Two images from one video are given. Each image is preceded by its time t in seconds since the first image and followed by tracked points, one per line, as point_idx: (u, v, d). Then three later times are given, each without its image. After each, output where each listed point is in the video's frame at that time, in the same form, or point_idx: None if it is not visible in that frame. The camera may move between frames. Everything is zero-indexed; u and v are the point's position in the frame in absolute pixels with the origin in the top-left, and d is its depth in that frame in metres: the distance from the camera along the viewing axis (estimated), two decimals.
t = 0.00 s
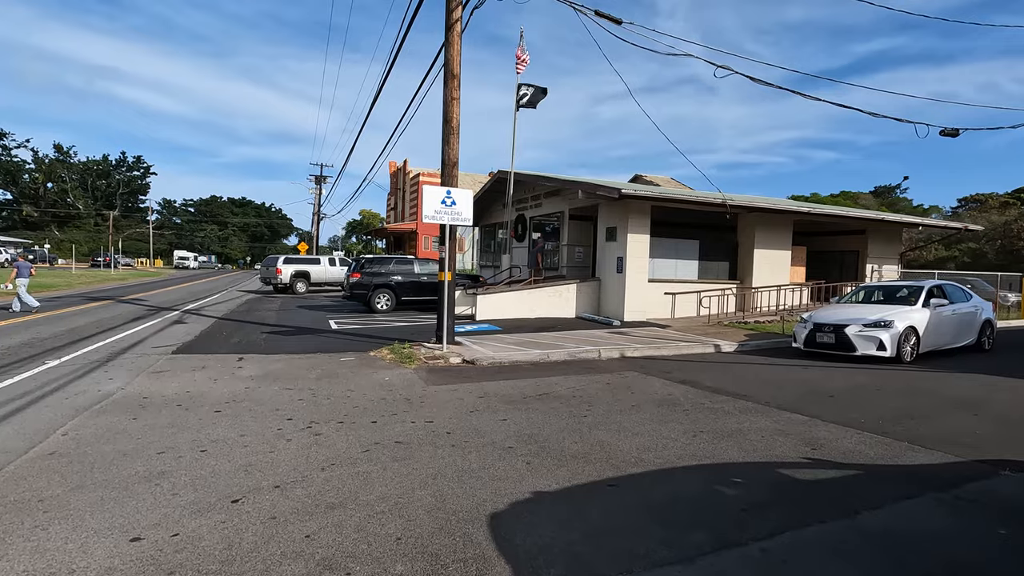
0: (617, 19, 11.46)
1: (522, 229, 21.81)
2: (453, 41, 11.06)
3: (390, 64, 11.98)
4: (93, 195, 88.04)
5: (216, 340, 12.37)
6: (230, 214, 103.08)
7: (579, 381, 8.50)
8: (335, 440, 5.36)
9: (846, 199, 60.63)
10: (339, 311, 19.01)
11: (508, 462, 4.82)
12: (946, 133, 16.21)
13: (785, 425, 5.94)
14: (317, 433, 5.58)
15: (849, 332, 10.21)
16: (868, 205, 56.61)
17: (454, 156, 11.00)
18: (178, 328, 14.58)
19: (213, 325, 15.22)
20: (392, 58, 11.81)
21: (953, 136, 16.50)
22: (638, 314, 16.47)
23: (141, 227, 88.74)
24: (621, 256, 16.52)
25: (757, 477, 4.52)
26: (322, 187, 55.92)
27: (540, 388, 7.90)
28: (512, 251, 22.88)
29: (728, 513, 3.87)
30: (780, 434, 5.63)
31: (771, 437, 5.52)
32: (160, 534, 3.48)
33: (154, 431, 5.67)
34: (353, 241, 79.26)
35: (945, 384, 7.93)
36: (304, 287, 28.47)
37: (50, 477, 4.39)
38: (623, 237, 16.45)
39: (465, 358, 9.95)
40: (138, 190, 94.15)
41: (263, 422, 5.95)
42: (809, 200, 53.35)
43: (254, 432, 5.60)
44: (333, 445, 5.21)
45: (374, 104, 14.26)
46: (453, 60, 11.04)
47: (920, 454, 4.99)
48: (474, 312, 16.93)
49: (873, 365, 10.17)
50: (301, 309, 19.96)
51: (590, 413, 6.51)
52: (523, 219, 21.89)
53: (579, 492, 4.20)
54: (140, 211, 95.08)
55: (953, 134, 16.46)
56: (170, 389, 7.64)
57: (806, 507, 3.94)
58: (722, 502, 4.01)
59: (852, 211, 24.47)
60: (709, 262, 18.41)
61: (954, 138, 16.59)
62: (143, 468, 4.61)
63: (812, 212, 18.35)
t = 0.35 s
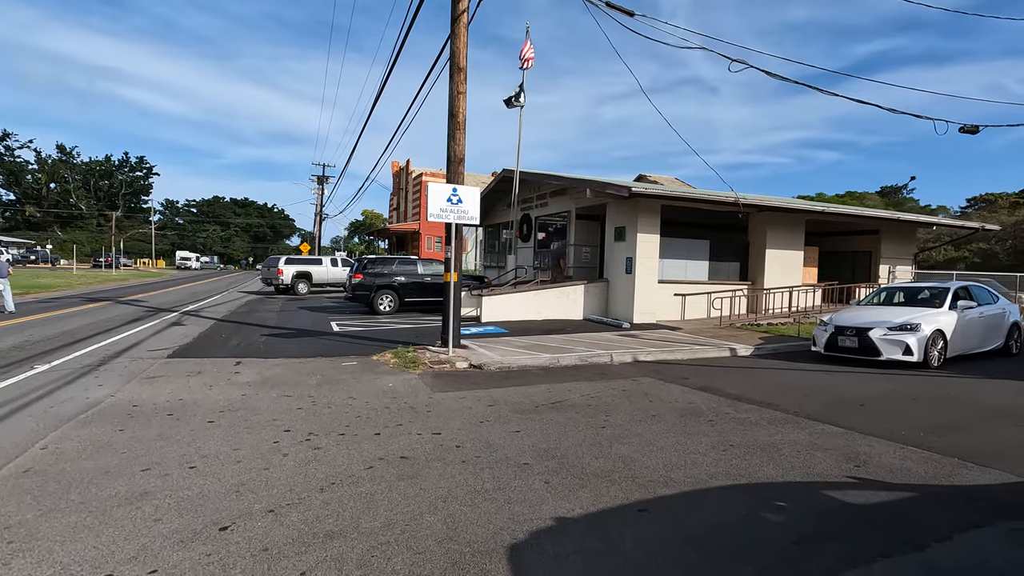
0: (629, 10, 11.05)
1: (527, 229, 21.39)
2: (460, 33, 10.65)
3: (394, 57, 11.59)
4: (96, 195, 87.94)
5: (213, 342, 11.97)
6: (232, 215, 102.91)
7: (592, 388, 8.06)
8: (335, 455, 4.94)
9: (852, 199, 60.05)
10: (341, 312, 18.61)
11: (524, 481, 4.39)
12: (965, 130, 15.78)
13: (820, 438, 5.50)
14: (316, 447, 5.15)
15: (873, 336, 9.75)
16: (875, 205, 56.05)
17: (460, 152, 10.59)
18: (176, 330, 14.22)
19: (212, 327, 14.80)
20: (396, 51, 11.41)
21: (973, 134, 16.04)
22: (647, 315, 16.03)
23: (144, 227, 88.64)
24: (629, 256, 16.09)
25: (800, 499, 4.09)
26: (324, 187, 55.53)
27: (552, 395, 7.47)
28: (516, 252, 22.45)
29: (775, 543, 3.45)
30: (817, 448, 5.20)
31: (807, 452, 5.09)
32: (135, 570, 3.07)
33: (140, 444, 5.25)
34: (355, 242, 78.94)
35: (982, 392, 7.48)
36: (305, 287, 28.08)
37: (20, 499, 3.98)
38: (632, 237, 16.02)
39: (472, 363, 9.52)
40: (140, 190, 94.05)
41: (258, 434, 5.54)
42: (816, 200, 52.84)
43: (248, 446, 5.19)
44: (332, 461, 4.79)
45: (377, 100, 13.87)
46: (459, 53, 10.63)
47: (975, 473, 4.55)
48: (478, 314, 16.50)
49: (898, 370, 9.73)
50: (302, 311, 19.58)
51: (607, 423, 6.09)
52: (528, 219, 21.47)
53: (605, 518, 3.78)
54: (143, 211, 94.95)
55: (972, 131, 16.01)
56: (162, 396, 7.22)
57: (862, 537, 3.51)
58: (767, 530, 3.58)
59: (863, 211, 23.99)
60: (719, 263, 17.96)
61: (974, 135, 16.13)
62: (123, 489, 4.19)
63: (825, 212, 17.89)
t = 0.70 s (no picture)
0: (641, 2, 10.67)
1: (532, 229, 20.98)
2: (465, 25, 10.26)
3: (397, 51, 11.19)
4: (98, 195, 87.73)
5: (209, 346, 11.58)
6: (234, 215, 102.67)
7: (605, 396, 7.65)
8: (332, 475, 4.55)
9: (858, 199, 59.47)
10: (342, 314, 18.23)
11: (539, 506, 4.00)
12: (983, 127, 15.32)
13: (857, 455, 5.08)
14: (312, 465, 4.77)
15: (897, 341, 9.33)
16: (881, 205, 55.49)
17: (465, 149, 10.20)
18: (173, 332, 13.87)
19: (209, 329, 14.40)
20: (399, 44, 11.02)
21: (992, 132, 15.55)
22: (656, 318, 15.62)
23: (146, 227, 88.48)
24: (638, 257, 15.67)
25: (848, 529, 3.68)
26: (326, 187, 55.11)
27: (564, 405, 7.06)
28: (520, 252, 22.03)
29: None
30: (854, 467, 4.80)
31: (845, 471, 4.68)
32: None
33: (123, 460, 4.87)
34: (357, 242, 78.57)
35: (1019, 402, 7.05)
36: (306, 288, 27.70)
37: None
38: (640, 237, 15.59)
39: (477, 369, 9.11)
40: (142, 190, 93.81)
41: (250, 449, 5.15)
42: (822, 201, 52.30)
43: (239, 463, 4.81)
44: (329, 481, 4.40)
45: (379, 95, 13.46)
46: (464, 46, 10.23)
47: None
48: (483, 316, 16.09)
49: (923, 376, 9.30)
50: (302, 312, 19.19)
51: (624, 437, 5.69)
52: (533, 219, 21.06)
53: (632, 551, 3.38)
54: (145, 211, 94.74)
55: (991, 129, 15.54)
56: (151, 404, 6.83)
57: None
58: (819, 568, 3.17)
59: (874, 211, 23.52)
60: (729, 264, 17.53)
61: (992, 133, 15.64)
62: (99, 515, 3.81)
63: (837, 211, 17.44)
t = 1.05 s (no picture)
0: None
1: (536, 227, 20.53)
2: (469, 12, 9.80)
3: (398, 39, 10.74)
4: (98, 194, 87.36)
5: (202, 347, 11.12)
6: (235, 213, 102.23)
7: (618, 403, 7.19)
8: (323, 495, 4.10)
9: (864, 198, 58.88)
10: (341, 314, 17.79)
11: (555, 533, 3.54)
12: (1002, 123, 14.79)
13: (902, 472, 4.62)
14: (301, 484, 4.31)
15: (923, 344, 8.86)
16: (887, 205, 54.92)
17: (469, 142, 9.75)
18: (166, 332, 13.44)
19: (204, 329, 13.96)
20: (400, 32, 10.56)
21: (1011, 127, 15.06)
22: (664, 318, 15.16)
23: (146, 226, 88.09)
24: (645, 255, 15.22)
25: (909, 563, 3.23)
26: (326, 186, 54.63)
27: (575, 412, 6.60)
28: (524, 251, 21.58)
29: None
30: (901, 486, 4.33)
31: (891, 492, 4.22)
32: None
33: (93, 476, 4.42)
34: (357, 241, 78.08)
35: None
36: (305, 287, 27.23)
37: None
38: (648, 235, 15.13)
39: (481, 372, 8.65)
40: (142, 188, 93.40)
41: (235, 464, 4.70)
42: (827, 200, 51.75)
43: (221, 480, 4.36)
44: (319, 503, 3.95)
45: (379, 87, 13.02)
46: (468, 33, 9.77)
47: None
48: (486, 316, 15.63)
49: (950, 380, 8.83)
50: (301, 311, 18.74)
51: (643, 449, 5.24)
52: (536, 217, 20.61)
53: None
54: (145, 210, 94.33)
55: (1010, 124, 15.04)
56: (134, 411, 6.39)
57: None
58: None
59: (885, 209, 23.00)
60: (739, 263, 17.07)
61: (1012, 128, 15.14)
62: (56, 544, 3.36)
63: (851, 209, 16.96)
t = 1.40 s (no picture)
0: None
1: (539, 225, 20.11)
2: None
3: (398, 27, 10.29)
4: (94, 192, 86.72)
5: (194, 349, 10.66)
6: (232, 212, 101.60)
7: (633, 409, 6.77)
8: (318, 519, 3.66)
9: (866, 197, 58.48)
10: (339, 313, 17.35)
11: (581, 566, 3.12)
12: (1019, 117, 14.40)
13: (955, 491, 4.21)
14: (293, 505, 3.88)
15: (949, 346, 8.44)
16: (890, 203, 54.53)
17: (472, 134, 9.31)
18: (158, 333, 12.99)
19: (197, 329, 13.51)
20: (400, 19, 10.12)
21: None
22: (671, 318, 14.74)
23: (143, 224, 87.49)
24: (652, 254, 14.80)
25: None
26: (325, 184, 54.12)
27: (588, 421, 6.16)
28: (526, 249, 21.14)
29: None
30: (958, 506, 3.92)
31: (949, 513, 3.80)
32: None
33: (63, 497, 3.98)
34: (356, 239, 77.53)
35: None
36: (303, 286, 26.74)
37: None
38: (655, 232, 14.71)
39: (487, 376, 8.21)
40: (140, 186, 92.76)
41: (220, 482, 4.26)
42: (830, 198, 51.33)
43: (204, 501, 3.93)
44: (313, 529, 3.52)
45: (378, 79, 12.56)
46: (472, 20, 9.33)
47: None
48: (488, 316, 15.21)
49: (978, 385, 8.42)
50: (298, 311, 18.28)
51: (666, 462, 4.82)
52: (539, 214, 20.19)
53: None
54: (142, 208, 93.70)
55: None
56: (115, 420, 5.94)
57: None
58: None
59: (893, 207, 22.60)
60: (747, 261, 16.65)
61: None
62: None
63: (861, 206, 16.55)
